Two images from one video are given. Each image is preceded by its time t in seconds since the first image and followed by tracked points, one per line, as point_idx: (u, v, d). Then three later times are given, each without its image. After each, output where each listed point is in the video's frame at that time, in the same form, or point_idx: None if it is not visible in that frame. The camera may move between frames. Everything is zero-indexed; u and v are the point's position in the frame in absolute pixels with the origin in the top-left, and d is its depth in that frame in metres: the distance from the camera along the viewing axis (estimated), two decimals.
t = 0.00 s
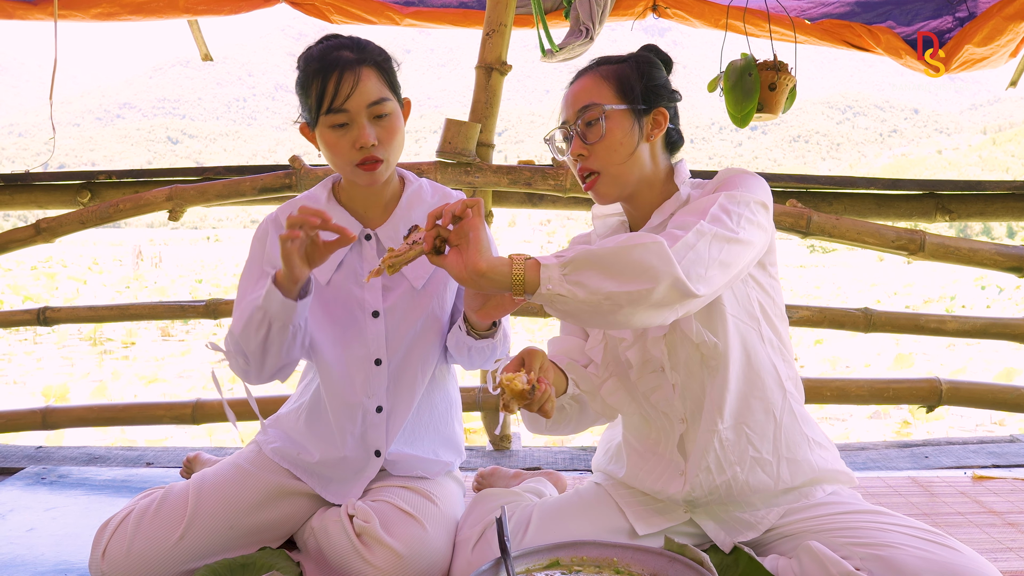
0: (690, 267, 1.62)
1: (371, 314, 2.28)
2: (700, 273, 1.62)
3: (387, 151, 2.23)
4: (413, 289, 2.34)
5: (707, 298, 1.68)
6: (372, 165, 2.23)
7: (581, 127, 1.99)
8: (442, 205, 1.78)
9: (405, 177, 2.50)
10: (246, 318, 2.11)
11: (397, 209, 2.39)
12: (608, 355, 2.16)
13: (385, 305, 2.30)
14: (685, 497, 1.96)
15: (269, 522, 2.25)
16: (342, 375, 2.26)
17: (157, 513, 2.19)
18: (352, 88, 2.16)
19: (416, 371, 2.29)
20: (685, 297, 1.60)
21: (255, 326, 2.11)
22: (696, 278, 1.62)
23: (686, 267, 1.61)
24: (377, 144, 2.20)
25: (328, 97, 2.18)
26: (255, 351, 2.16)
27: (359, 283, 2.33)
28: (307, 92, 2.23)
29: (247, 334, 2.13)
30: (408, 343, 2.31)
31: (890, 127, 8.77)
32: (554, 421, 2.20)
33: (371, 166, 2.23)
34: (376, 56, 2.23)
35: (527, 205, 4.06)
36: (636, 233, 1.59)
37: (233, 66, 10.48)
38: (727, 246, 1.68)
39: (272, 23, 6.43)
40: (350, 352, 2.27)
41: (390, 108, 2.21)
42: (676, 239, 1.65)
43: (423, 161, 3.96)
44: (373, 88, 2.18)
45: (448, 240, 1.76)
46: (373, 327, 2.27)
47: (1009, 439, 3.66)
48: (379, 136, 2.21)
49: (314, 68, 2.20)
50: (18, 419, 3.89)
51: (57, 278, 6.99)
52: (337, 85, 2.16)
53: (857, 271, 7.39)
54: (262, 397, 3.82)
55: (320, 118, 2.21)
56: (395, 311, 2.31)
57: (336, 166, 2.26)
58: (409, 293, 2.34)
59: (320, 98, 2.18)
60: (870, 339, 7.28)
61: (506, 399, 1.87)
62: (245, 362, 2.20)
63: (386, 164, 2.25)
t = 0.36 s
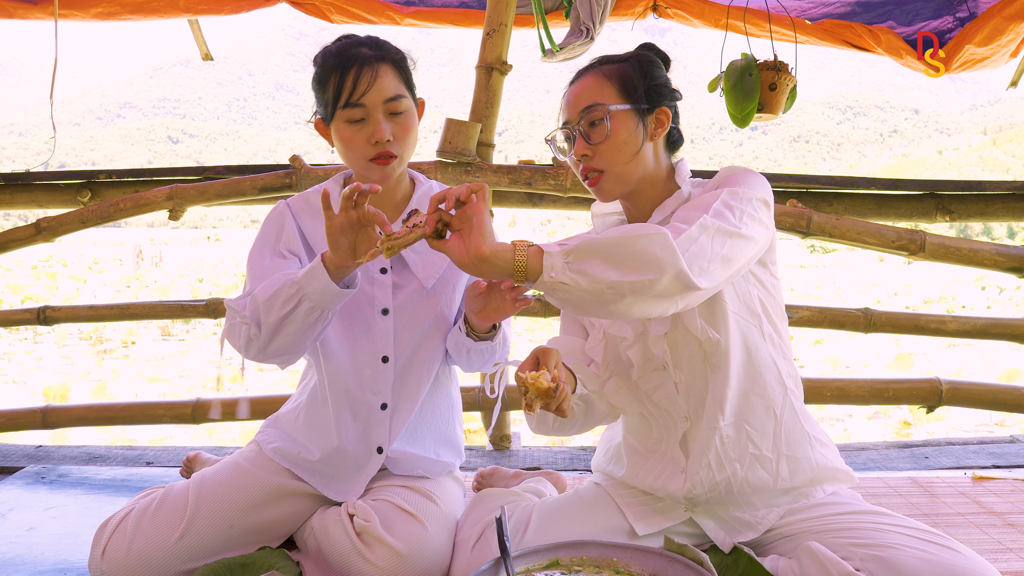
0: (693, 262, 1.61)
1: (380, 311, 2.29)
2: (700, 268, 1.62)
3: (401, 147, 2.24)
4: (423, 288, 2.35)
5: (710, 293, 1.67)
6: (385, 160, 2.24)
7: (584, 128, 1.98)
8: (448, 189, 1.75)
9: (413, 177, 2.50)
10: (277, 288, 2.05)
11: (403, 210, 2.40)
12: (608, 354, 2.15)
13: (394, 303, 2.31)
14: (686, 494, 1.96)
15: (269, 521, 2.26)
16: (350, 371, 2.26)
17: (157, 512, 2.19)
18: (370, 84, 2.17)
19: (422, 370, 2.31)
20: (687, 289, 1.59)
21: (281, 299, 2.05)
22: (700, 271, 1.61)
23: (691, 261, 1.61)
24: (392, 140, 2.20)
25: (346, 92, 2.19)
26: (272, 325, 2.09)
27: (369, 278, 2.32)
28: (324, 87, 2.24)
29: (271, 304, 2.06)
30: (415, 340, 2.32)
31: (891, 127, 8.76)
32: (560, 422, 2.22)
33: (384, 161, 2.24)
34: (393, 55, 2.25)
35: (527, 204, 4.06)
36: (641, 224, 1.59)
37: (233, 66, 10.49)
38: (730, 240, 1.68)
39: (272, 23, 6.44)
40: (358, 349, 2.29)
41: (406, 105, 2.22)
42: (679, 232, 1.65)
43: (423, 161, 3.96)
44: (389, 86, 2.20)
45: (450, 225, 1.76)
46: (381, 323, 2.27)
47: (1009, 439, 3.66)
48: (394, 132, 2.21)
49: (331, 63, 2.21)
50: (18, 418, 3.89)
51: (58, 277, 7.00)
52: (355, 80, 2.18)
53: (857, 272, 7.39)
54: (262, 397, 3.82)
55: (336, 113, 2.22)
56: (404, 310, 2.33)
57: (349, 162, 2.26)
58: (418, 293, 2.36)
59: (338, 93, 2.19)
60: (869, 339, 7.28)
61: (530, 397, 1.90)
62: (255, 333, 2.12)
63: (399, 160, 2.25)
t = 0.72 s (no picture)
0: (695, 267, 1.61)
1: (385, 309, 2.29)
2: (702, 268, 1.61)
3: (413, 147, 2.24)
4: (428, 288, 2.36)
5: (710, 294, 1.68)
6: (397, 160, 2.23)
7: (591, 129, 1.97)
8: (440, 189, 1.70)
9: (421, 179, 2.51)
10: (265, 278, 2.06)
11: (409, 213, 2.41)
12: (609, 356, 2.16)
13: (399, 301, 2.32)
14: (687, 495, 1.95)
15: (270, 521, 2.26)
16: (353, 368, 2.26)
17: (158, 511, 2.19)
18: (387, 82, 2.18)
19: (425, 368, 2.31)
20: (688, 291, 1.59)
21: (270, 289, 2.05)
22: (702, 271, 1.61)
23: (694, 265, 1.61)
24: (404, 139, 2.20)
25: (361, 89, 2.20)
26: (258, 315, 2.09)
27: (375, 277, 2.32)
28: (338, 84, 2.24)
29: (260, 293, 2.07)
30: (419, 340, 2.33)
31: (892, 127, 8.76)
32: (561, 424, 2.21)
33: (396, 159, 2.23)
34: (408, 56, 2.26)
35: (528, 205, 4.06)
36: (644, 225, 1.59)
37: (233, 66, 10.49)
38: (731, 241, 1.68)
39: (273, 22, 6.44)
40: (362, 346, 2.29)
41: (419, 105, 2.23)
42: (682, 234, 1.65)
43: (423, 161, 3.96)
44: (404, 86, 2.21)
45: (442, 227, 1.73)
46: (386, 322, 2.28)
47: (1009, 439, 3.66)
48: (407, 132, 2.22)
49: (347, 61, 2.22)
50: (18, 417, 3.90)
51: (58, 277, 7.00)
52: (370, 79, 2.18)
53: (857, 272, 7.39)
54: (263, 396, 3.81)
55: (349, 110, 2.22)
56: (408, 309, 2.33)
57: (360, 160, 2.26)
58: (421, 292, 2.36)
59: (353, 90, 2.20)
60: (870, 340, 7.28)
61: (529, 398, 1.90)
62: (243, 319, 2.12)
63: (410, 159, 2.25)
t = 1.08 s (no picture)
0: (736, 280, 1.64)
1: (376, 307, 2.28)
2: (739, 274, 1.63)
3: (413, 146, 2.24)
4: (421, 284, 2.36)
5: (743, 305, 1.70)
6: (395, 159, 2.24)
7: (621, 133, 1.94)
8: (488, 166, 1.67)
9: (424, 176, 2.50)
10: (214, 269, 2.19)
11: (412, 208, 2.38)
12: (611, 352, 2.11)
13: (390, 299, 2.30)
14: (684, 501, 1.96)
15: (270, 521, 2.26)
16: (346, 365, 2.27)
17: (159, 512, 2.19)
18: (390, 81, 2.18)
19: (422, 366, 2.31)
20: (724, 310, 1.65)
21: (221, 277, 2.17)
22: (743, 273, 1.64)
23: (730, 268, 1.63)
24: (404, 138, 2.21)
25: (365, 87, 2.20)
26: (213, 305, 2.21)
27: (368, 275, 2.32)
28: (342, 80, 2.24)
29: (211, 283, 2.19)
30: (411, 336, 2.31)
31: (891, 126, 8.76)
32: (556, 408, 2.15)
33: (395, 159, 2.23)
34: (413, 55, 2.26)
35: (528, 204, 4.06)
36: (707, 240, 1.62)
37: (233, 66, 10.50)
38: (771, 264, 1.73)
39: (272, 23, 6.44)
40: (356, 343, 2.30)
41: (421, 105, 2.23)
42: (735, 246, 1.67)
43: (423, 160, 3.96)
44: (407, 84, 2.21)
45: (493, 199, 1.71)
46: (377, 320, 2.27)
47: (1010, 437, 3.66)
48: (407, 131, 2.22)
49: (352, 58, 2.22)
50: (19, 418, 3.90)
51: (58, 278, 7.00)
52: (372, 76, 2.18)
53: (857, 270, 7.39)
54: (264, 397, 3.81)
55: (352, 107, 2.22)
56: (400, 306, 2.31)
57: (361, 157, 2.26)
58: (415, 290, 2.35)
59: (357, 87, 2.20)
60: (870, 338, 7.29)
61: (517, 349, 1.98)
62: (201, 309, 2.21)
63: (409, 159, 2.25)
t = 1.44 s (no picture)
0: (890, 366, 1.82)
1: (370, 307, 2.29)
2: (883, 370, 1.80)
3: (402, 145, 2.24)
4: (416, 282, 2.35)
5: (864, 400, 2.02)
6: (384, 157, 2.24)
7: (666, 140, 1.85)
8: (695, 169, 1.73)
9: (417, 174, 2.50)
10: (200, 290, 2.20)
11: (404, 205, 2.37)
12: (635, 350, 2.04)
13: (383, 298, 2.31)
14: (693, 501, 1.97)
15: (271, 520, 2.25)
16: (341, 365, 2.27)
17: (158, 512, 2.19)
18: (378, 79, 2.18)
19: (416, 364, 2.29)
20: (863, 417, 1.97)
21: (207, 300, 2.19)
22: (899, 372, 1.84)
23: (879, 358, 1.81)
24: (392, 137, 2.21)
25: (354, 85, 2.20)
26: (201, 324, 2.22)
27: (362, 274, 2.33)
28: (332, 78, 2.25)
29: (197, 304, 2.20)
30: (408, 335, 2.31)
31: (891, 124, 8.76)
32: (553, 387, 2.02)
33: (384, 157, 2.23)
34: (404, 54, 2.25)
35: (528, 203, 4.05)
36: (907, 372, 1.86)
37: (233, 66, 10.49)
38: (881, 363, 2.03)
39: (272, 22, 6.44)
40: (350, 344, 2.30)
41: (411, 104, 2.23)
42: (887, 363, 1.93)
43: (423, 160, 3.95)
44: (396, 83, 2.20)
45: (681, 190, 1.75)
46: (371, 319, 2.28)
47: (1011, 435, 3.66)
48: (395, 129, 2.22)
49: (342, 56, 2.22)
50: (20, 418, 3.90)
51: (59, 278, 6.99)
52: (361, 74, 2.18)
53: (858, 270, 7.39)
54: (264, 396, 3.81)
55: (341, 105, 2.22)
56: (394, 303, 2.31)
57: (350, 155, 2.27)
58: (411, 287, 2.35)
59: (346, 85, 2.20)
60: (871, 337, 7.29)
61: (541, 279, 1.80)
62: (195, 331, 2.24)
63: (398, 157, 2.25)
